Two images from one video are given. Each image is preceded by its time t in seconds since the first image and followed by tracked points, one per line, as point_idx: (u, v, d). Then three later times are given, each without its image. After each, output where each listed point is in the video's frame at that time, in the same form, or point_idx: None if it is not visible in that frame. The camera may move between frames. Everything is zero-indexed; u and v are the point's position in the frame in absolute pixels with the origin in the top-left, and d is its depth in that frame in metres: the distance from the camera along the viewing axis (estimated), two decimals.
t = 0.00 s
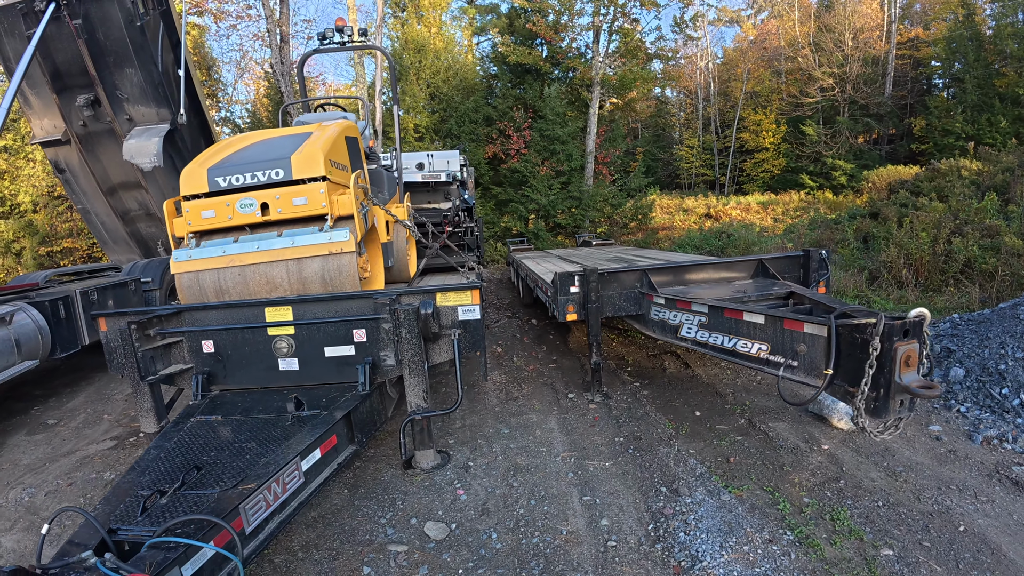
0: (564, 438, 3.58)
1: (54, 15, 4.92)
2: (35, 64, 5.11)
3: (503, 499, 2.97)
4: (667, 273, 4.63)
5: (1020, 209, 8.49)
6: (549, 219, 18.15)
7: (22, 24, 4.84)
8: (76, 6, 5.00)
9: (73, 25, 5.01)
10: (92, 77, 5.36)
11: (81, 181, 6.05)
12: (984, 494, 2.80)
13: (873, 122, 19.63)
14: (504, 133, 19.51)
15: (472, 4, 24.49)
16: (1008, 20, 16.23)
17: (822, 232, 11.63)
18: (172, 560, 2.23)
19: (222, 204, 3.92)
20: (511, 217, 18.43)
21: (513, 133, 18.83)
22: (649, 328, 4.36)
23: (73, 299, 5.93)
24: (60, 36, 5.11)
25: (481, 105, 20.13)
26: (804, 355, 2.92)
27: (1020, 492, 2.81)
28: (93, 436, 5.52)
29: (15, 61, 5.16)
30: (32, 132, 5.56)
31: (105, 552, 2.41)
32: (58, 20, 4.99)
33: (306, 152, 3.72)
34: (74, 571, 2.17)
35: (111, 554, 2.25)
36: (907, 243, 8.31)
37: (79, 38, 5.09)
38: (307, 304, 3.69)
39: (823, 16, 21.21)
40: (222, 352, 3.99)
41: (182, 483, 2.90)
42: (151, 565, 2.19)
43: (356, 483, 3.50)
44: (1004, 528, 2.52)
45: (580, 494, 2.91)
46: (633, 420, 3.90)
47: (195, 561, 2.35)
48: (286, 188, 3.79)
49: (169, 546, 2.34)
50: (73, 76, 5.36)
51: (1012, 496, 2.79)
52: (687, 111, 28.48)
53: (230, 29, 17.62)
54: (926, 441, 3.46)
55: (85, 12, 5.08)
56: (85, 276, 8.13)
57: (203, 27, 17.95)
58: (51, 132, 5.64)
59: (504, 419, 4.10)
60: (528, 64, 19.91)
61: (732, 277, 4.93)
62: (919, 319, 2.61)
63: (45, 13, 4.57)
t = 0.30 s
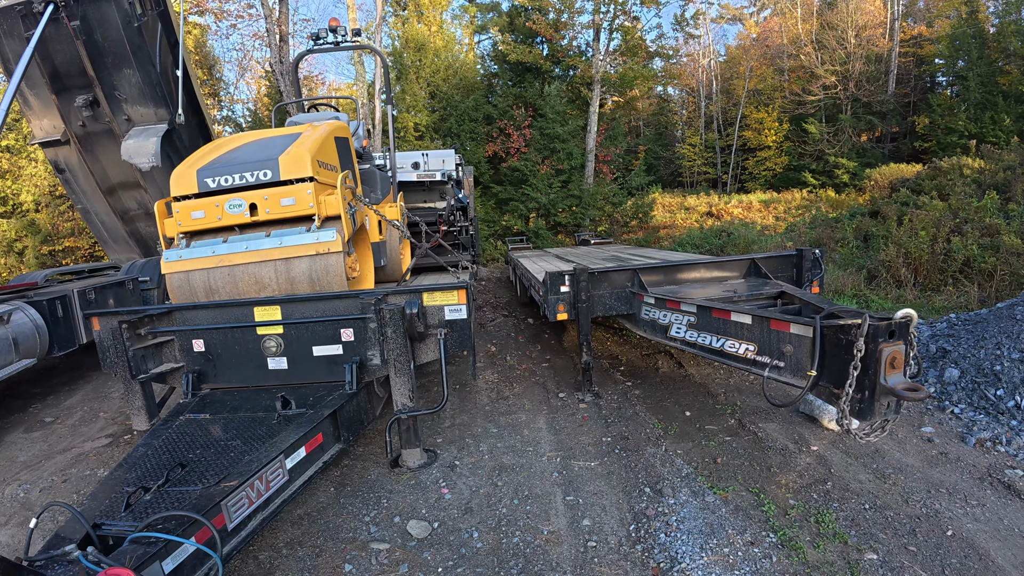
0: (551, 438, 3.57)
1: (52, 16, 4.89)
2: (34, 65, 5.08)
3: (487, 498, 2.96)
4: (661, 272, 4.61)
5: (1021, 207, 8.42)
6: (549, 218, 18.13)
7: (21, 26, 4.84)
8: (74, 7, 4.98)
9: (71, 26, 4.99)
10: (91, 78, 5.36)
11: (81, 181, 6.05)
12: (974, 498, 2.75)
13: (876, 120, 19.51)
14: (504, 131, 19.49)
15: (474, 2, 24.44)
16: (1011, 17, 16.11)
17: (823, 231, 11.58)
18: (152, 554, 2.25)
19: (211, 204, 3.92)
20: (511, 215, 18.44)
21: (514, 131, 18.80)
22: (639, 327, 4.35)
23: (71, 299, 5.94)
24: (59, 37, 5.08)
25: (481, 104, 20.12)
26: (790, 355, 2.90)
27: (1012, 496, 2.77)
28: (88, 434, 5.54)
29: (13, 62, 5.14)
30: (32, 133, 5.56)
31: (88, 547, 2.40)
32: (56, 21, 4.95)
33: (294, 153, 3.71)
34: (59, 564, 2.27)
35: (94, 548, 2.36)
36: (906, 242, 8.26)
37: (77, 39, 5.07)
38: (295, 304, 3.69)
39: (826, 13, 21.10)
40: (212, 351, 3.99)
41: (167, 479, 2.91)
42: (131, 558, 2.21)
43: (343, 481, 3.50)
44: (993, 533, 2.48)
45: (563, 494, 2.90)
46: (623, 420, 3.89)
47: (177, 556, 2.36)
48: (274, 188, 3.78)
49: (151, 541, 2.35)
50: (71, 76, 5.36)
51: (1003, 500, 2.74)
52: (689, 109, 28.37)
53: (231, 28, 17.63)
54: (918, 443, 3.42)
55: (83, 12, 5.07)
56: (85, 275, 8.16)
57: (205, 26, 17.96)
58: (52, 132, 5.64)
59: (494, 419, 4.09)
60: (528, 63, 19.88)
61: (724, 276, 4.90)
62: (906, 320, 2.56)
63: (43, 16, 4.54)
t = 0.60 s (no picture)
0: (535, 436, 3.51)
1: (42, 13, 4.89)
2: (24, 62, 5.12)
3: (466, 497, 2.90)
4: (650, 269, 4.56)
5: (1016, 204, 8.36)
6: (545, 215, 18.08)
7: (12, 24, 4.75)
8: (63, 4, 4.96)
9: (62, 24, 4.98)
10: (80, 75, 5.32)
11: (71, 177, 5.99)
12: (966, 499, 2.69)
13: (873, 117, 19.45)
14: (500, 128, 19.41)
15: None
16: (1009, 14, 16.03)
17: (818, 227, 11.52)
18: (118, 551, 2.20)
19: (190, 200, 3.83)
20: (508, 213, 18.39)
21: (509, 128, 18.72)
22: (627, 324, 4.29)
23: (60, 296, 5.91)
24: (49, 34, 5.09)
25: (477, 101, 19.98)
26: (776, 352, 2.84)
27: (1005, 498, 2.70)
28: (74, 431, 5.47)
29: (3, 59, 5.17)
30: (22, 130, 5.58)
31: (56, 542, 2.33)
32: (47, 19, 4.97)
33: (272, 147, 3.62)
34: (28, 558, 2.23)
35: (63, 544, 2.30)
36: (901, 238, 8.21)
37: (67, 36, 5.06)
38: (274, 300, 3.63)
39: (823, 10, 21.03)
40: (193, 348, 3.92)
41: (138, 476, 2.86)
42: (96, 556, 2.16)
43: (323, 479, 3.45)
44: (985, 536, 2.41)
45: (543, 492, 2.84)
46: (609, 417, 3.83)
47: (144, 553, 2.31)
48: (253, 184, 3.69)
49: (117, 538, 2.30)
50: (61, 74, 5.34)
51: (996, 502, 2.68)
52: (687, 106, 28.26)
53: (226, 25, 17.49)
54: (908, 442, 3.36)
55: (73, 10, 5.05)
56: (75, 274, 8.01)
57: (200, 23, 17.82)
58: (43, 130, 5.66)
59: (479, 416, 4.03)
60: (524, 59, 19.75)
61: (714, 272, 4.85)
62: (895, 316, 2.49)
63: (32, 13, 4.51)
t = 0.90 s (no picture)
0: (513, 436, 3.41)
1: (30, 10, 4.82)
2: (10, 58, 4.99)
3: (437, 499, 2.80)
4: (634, 264, 4.46)
5: (1012, 200, 8.27)
6: (540, 212, 17.98)
7: None
8: None
9: (50, 20, 4.88)
10: (67, 71, 5.21)
11: (60, 174, 5.81)
12: (957, 503, 2.59)
13: (870, 114, 19.38)
14: (495, 125, 19.24)
15: None
16: (1007, 11, 15.95)
17: (814, 224, 11.43)
18: (70, 550, 2.11)
19: (159, 194, 3.68)
20: (503, 209, 18.28)
21: (504, 124, 18.55)
22: (612, 321, 4.18)
23: (42, 293, 5.85)
24: (37, 31, 5.01)
25: (471, 97, 19.77)
26: (759, 350, 2.72)
27: (1000, 503, 2.59)
28: (52, 430, 5.34)
29: None
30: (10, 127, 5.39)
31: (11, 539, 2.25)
32: (35, 15, 4.89)
33: (242, 139, 3.47)
34: None
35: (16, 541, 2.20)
36: (896, 234, 8.12)
37: (54, 32, 4.94)
38: (245, 296, 3.51)
39: (821, 6, 20.90)
40: (164, 345, 3.80)
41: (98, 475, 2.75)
42: (48, 554, 2.07)
43: (294, 479, 3.33)
44: (977, 543, 2.31)
45: (517, 495, 2.74)
46: (592, 416, 3.72)
47: (95, 555, 2.21)
48: (223, 176, 3.55)
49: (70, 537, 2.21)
50: (48, 70, 5.22)
51: (989, 506, 2.57)
52: (684, 102, 28.11)
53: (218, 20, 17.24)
54: (899, 442, 3.26)
55: (60, 6, 4.96)
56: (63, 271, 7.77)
57: (193, 19, 17.61)
58: (31, 127, 5.49)
59: (458, 415, 3.92)
60: (519, 55, 19.54)
61: (702, 267, 4.74)
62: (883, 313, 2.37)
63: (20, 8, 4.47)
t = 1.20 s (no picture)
0: (497, 445, 3.28)
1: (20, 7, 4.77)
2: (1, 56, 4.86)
3: (413, 513, 2.67)
4: (625, 265, 4.32)
5: (1017, 199, 8.10)
6: (539, 209, 17.83)
7: None
8: None
9: (39, 17, 4.85)
10: (56, 68, 5.11)
11: (51, 173, 5.66)
12: (959, 522, 2.45)
13: (873, 111, 19.16)
14: (494, 121, 19.04)
15: None
16: (1012, 7, 15.73)
17: (815, 222, 11.27)
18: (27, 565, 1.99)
19: (132, 194, 3.54)
20: (501, 206, 18.13)
21: (503, 120, 18.36)
22: (602, 324, 4.04)
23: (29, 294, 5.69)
24: (27, 29, 4.91)
25: (470, 93, 19.54)
26: (752, 360, 2.57)
27: (1004, 521, 2.46)
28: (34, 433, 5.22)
29: None
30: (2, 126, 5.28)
31: None
32: (24, 13, 4.81)
33: (214, 137, 3.32)
34: None
35: None
36: (897, 234, 7.96)
37: (43, 30, 4.89)
38: (219, 300, 3.38)
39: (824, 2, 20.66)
40: (139, 350, 3.67)
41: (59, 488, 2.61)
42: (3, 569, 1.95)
43: (268, 489, 3.20)
44: (980, 566, 2.18)
45: (495, 509, 2.61)
46: (581, 423, 3.58)
47: (53, 571, 2.08)
48: (196, 176, 3.42)
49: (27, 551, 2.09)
50: (39, 68, 5.12)
51: (992, 525, 2.44)
52: (686, 99, 27.86)
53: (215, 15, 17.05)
54: (899, 454, 3.12)
55: (50, 3, 4.93)
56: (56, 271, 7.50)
57: (190, 15, 17.43)
58: (22, 126, 5.35)
59: (442, 421, 3.79)
60: (518, 51, 19.29)
61: (696, 269, 4.60)
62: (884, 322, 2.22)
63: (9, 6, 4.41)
